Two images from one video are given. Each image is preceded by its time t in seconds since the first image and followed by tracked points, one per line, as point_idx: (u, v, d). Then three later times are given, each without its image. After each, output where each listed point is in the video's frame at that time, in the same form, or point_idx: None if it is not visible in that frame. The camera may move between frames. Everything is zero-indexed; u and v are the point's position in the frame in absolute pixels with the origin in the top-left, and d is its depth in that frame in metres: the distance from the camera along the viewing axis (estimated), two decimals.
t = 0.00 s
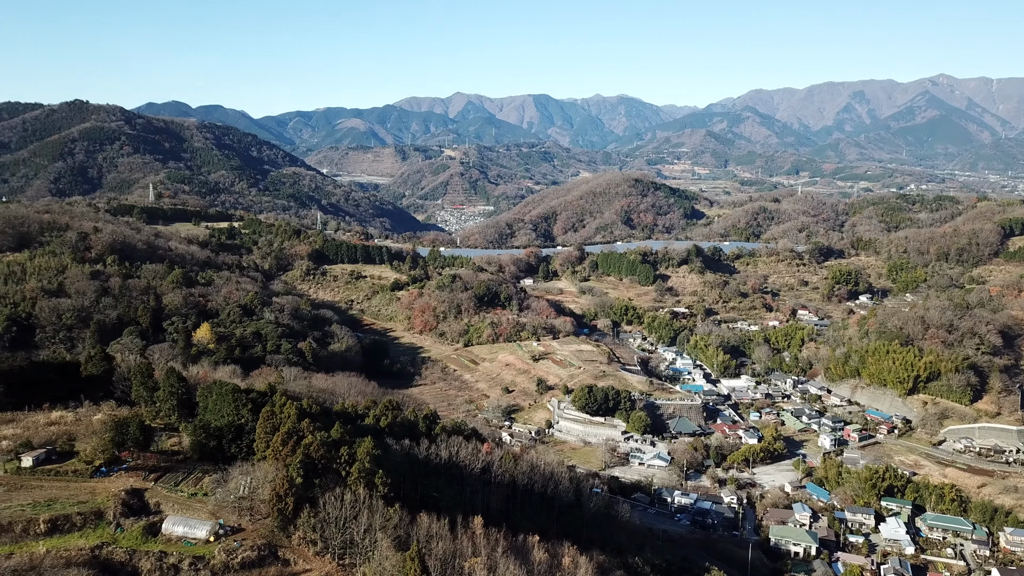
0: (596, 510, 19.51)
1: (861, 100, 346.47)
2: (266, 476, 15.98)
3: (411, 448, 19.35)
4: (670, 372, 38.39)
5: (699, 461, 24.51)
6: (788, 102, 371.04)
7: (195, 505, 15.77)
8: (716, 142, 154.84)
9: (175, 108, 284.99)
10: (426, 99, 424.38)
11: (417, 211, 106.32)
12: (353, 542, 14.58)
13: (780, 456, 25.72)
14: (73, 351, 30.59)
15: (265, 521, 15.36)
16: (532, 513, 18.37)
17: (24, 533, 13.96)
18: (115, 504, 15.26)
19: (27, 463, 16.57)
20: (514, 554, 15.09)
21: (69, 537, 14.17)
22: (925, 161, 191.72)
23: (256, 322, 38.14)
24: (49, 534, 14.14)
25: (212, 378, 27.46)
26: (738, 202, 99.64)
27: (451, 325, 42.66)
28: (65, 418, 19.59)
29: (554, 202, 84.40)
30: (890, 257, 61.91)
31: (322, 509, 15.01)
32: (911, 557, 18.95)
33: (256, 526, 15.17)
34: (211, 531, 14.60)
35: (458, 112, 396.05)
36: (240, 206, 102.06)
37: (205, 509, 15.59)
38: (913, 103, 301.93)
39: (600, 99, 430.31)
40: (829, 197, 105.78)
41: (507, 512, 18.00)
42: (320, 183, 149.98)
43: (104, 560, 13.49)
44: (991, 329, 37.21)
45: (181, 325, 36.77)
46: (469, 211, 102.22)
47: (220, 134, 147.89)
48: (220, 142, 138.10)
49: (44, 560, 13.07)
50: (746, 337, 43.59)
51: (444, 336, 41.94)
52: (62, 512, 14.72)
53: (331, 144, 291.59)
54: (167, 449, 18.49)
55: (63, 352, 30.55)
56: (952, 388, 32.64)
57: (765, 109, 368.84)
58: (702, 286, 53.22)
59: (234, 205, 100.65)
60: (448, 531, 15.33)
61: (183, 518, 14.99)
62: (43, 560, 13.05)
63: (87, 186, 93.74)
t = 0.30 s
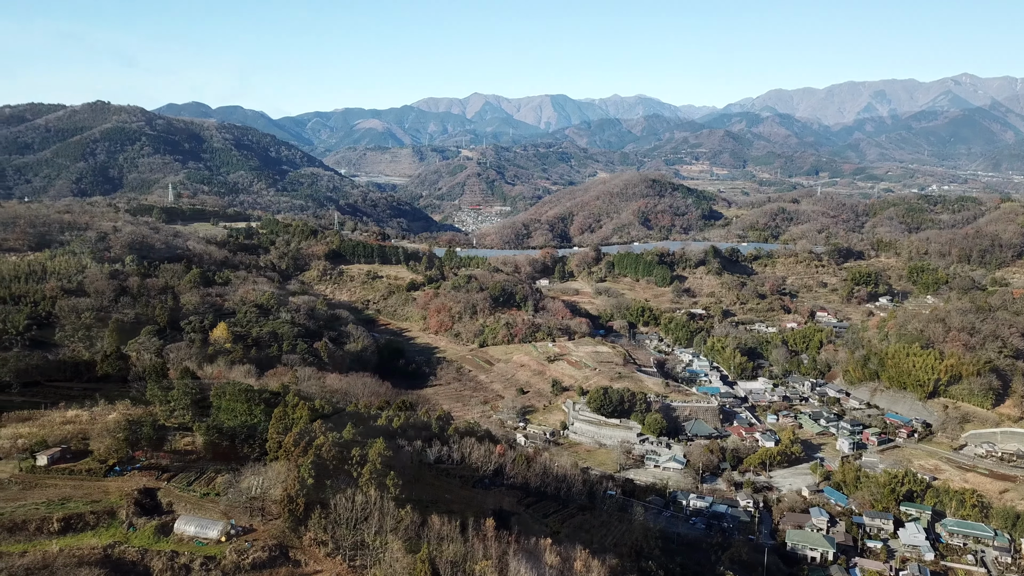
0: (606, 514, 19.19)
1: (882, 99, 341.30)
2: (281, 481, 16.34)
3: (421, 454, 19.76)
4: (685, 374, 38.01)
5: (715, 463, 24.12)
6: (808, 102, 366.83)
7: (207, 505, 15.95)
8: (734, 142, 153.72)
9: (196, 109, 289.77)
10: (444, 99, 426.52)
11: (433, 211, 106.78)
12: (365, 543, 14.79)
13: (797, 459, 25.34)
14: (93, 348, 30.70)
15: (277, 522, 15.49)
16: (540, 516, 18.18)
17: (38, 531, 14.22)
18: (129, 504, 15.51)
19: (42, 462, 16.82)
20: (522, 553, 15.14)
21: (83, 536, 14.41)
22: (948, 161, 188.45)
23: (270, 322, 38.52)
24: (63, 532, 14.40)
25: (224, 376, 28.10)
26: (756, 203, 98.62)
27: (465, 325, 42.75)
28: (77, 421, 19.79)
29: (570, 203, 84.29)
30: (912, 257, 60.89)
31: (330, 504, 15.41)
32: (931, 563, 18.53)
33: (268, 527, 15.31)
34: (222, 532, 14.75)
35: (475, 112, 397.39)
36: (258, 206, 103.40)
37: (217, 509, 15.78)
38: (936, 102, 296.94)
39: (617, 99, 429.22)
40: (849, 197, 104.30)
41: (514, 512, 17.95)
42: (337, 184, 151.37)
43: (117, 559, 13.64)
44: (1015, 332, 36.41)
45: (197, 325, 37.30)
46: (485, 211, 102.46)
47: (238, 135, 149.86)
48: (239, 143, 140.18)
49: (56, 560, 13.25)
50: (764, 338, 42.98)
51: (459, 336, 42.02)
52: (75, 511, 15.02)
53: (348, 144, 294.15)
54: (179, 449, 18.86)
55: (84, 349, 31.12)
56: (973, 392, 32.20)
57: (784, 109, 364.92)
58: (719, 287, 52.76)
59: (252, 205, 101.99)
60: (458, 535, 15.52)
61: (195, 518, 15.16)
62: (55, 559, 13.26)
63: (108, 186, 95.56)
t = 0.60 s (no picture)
0: (617, 518, 18.83)
1: (904, 99, 336.13)
2: (297, 487, 17.48)
3: (430, 458, 20.20)
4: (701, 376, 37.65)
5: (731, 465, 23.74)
6: (828, 101, 362.25)
7: (219, 506, 16.80)
8: (752, 141, 152.01)
9: (217, 111, 294.45)
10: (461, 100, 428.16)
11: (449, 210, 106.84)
12: (373, 543, 15.82)
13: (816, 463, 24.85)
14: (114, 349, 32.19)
15: (288, 525, 16.18)
16: (547, 518, 18.02)
17: (55, 528, 15.22)
18: (141, 504, 16.42)
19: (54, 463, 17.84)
20: (527, 552, 15.83)
21: (98, 533, 15.35)
22: (972, 161, 185.00)
23: (287, 322, 39.17)
24: (79, 531, 15.36)
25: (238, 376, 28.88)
26: (775, 204, 97.50)
27: (481, 326, 42.88)
28: (88, 424, 20.54)
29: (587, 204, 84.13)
30: (937, 260, 59.67)
31: (339, 506, 16.75)
32: (951, 571, 18.05)
33: (277, 529, 16.04)
34: (234, 532, 15.53)
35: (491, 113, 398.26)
36: (276, 206, 104.85)
37: (230, 509, 16.68)
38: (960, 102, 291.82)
39: (634, 100, 427.41)
40: (869, 198, 102.81)
41: (521, 513, 17.97)
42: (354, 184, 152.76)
43: (128, 557, 14.40)
44: None
45: (214, 324, 38.20)
46: (501, 211, 102.54)
47: (256, 136, 151.85)
48: (258, 144, 142.52)
49: (70, 557, 14.22)
50: (781, 342, 42.48)
51: (474, 337, 42.08)
52: (88, 511, 15.95)
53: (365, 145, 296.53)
54: (193, 450, 19.84)
55: (106, 349, 31.98)
56: (996, 396, 31.97)
57: (804, 108, 360.78)
58: (736, 289, 52.28)
59: (270, 205, 103.48)
60: (465, 538, 16.22)
61: (207, 518, 15.99)
62: (71, 556, 14.23)
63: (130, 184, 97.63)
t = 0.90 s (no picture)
0: (626, 521, 18.34)
1: (926, 99, 331.77)
2: (313, 490, 18.43)
3: (438, 460, 20.51)
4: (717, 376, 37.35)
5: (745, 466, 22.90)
6: (849, 101, 358.23)
7: (230, 507, 17.66)
8: (773, 135, 149.14)
9: (238, 115, 300.15)
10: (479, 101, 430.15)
11: (465, 206, 106.27)
12: (380, 543, 16.71)
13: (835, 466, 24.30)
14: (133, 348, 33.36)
15: (297, 526, 17.06)
16: (555, 520, 17.86)
17: (71, 527, 16.30)
18: (152, 505, 17.36)
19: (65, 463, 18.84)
20: (535, 554, 16.43)
21: (111, 532, 16.35)
22: (998, 158, 181.78)
23: (305, 325, 40.41)
24: (94, 530, 16.39)
25: (242, 376, 29.89)
26: (794, 205, 96.24)
27: (495, 327, 42.99)
28: (100, 428, 21.66)
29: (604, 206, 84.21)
30: (963, 263, 58.30)
31: (346, 507, 17.69)
32: None
33: (286, 530, 16.91)
34: (246, 533, 16.38)
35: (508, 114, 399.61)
36: (295, 205, 106.66)
37: (243, 510, 17.60)
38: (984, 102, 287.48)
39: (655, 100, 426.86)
40: (889, 198, 101.55)
41: (528, 515, 17.97)
42: (372, 185, 154.62)
43: (140, 557, 15.37)
44: None
45: (238, 325, 39.48)
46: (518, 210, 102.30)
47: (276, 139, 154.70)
48: (276, 144, 143.80)
49: (82, 556, 15.24)
50: (800, 341, 41.84)
51: (488, 337, 42.09)
52: (102, 510, 16.99)
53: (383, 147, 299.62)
54: (205, 448, 20.62)
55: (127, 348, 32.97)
56: (1020, 400, 32.64)
57: (824, 108, 357.05)
58: (755, 289, 51.83)
59: (290, 205, 105.31)
60: (469, 539, 16.85)
61: (218, 520, 16.90)
62: (85, 555, 15.26)
63: (150, 185, 100.04)
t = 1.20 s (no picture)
0: (636, 524, 18.17)
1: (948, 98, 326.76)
2: (322, 491, 18.69)
3: (445, 461, 20.55)
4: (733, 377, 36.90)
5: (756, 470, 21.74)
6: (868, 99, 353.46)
7: (239, 508, 17.83)
8: (789, 129, 146.86)
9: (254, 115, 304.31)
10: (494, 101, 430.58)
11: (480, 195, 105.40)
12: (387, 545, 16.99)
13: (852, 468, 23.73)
14: (143, 348, 33.62)
15: (306, 528, 17.39)
16: (562, 523, 17.85)
17: (82, 526, 16.71)
18: (162, 506, 17.71)
19: (73, 461, 19.26)
20: (542, 558, 16.59)
21: (121, 531, 16.73)
22: None
23: (322, 325, 42.64)
24: (105, 529, 16.77)
25: (253, 377, 30.31)
26: (810, 205, 95.35)
27: (507, 329, 43.11)
28: (110, 428, 21.98)
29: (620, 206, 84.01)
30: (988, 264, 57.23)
31: (352, 507, 17.91)
32: None
33: (294, 531, 17.24)
34: (255, 535, 16.74)
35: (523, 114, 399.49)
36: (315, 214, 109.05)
37: (255, 509, 17.84)
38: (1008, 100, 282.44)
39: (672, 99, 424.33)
40: (909, 199, 100.26)
41: (535, 518, 17.98)
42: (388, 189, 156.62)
43: (150, 557, 15.79)
44: None
45: (256, 324, 41.41)
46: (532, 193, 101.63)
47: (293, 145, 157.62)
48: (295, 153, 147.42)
49: (90, 554, 15.70)
50: (815, 343, 41.45)
51: (501, 337, 42.01)
52: (115, 508, 17.47)
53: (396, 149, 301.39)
54: (215, 446, 20.88)
55: (143, 348, 33.64)
56: None
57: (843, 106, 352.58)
58: (772, 287, 51.23)
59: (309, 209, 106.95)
60: (475, 542, 17.07)
61: (227, 524, 17.19)
62: (93, 553, 15.74)
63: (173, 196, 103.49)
